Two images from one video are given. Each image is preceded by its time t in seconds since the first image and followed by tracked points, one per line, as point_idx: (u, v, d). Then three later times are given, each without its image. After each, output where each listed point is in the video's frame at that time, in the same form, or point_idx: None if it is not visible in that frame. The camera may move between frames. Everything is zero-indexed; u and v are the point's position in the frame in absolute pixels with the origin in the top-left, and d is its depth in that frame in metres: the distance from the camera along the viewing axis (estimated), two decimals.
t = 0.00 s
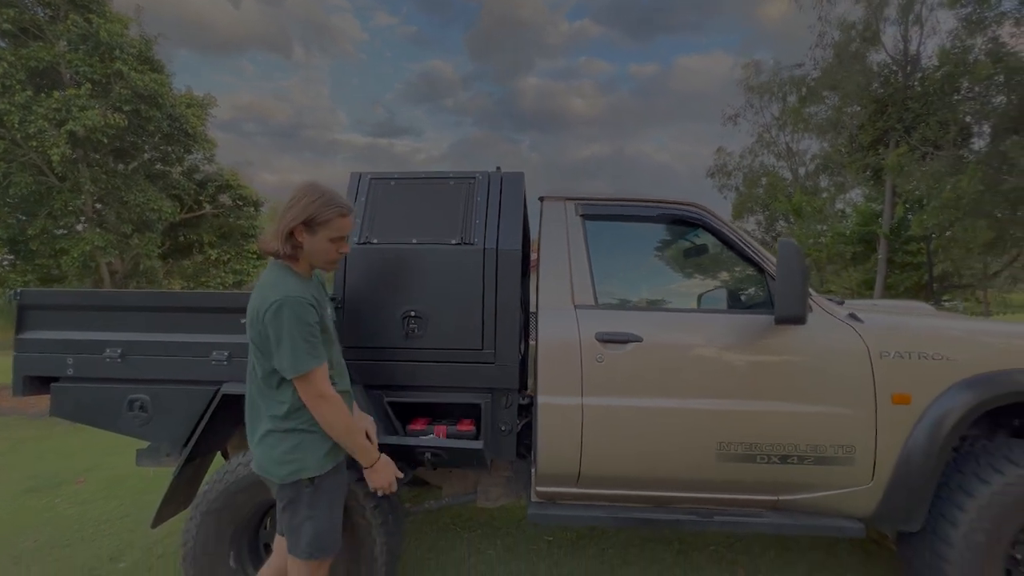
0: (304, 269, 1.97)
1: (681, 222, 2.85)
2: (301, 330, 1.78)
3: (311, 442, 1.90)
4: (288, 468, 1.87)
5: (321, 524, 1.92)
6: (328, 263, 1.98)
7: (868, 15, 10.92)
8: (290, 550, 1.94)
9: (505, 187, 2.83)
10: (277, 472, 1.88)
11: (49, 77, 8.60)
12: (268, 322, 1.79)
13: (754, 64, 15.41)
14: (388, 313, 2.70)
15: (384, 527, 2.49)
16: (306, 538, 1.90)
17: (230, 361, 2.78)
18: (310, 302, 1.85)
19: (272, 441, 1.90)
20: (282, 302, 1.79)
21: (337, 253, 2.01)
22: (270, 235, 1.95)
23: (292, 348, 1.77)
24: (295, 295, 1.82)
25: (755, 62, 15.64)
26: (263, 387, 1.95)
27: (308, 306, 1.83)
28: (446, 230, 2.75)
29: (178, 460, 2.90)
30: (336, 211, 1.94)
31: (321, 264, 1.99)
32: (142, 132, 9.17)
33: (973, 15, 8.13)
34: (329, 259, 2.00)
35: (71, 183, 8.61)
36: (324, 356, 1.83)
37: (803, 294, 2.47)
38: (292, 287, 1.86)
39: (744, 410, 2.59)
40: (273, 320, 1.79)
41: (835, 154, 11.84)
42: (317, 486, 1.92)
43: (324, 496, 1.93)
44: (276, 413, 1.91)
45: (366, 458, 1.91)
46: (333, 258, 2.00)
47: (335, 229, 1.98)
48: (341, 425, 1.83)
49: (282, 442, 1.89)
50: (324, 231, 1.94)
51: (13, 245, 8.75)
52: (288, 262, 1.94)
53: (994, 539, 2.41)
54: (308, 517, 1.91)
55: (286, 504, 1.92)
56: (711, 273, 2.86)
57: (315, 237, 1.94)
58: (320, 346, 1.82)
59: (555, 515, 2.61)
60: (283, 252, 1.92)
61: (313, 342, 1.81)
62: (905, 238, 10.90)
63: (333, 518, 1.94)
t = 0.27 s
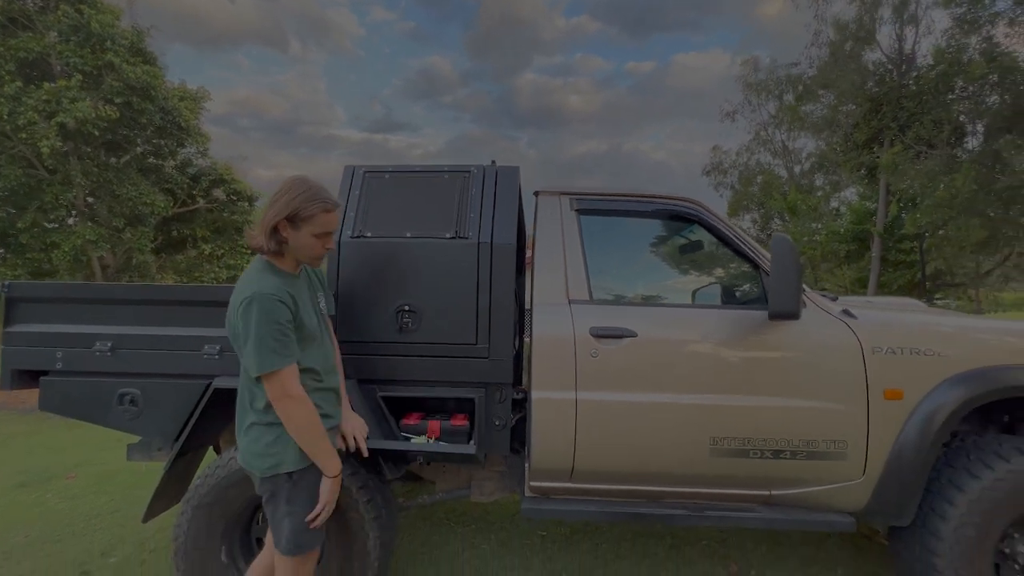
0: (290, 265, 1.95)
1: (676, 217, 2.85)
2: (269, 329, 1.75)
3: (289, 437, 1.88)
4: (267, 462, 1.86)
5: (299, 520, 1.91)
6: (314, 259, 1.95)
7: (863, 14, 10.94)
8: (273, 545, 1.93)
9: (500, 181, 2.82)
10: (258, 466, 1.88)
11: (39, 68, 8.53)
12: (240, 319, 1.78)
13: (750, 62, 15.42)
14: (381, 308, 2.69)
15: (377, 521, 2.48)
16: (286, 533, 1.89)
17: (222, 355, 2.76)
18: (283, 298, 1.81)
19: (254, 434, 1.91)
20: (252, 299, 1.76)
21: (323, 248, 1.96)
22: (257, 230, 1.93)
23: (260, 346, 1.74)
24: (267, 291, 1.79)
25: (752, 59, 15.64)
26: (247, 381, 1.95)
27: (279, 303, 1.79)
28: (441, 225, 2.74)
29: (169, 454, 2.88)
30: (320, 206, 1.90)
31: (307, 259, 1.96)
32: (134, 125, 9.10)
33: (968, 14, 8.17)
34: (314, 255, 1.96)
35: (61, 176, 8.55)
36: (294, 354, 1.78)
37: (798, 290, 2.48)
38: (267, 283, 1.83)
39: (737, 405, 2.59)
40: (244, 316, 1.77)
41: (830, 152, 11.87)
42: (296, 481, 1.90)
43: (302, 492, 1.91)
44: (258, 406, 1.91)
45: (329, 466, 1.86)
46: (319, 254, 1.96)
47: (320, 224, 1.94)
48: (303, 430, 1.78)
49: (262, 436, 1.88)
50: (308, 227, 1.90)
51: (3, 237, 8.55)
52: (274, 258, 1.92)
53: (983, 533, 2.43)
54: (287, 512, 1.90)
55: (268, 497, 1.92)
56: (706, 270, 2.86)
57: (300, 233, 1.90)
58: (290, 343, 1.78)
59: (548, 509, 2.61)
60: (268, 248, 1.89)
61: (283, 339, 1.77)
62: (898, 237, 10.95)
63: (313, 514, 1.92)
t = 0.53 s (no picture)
0: (284, 263, 1.95)
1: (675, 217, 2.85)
2: (248, 330, 1.74)
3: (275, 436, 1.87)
4: (254, 460, 1.86)
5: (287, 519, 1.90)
6: (307, 257, 1.95)
7: (861, 17, 10.97)
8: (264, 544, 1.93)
9: (499, 181, 2.82)
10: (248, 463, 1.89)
11: (37, 66, 8.51)
12: (224, 319, 1.78)
13: (749, 64, 15.46)
14: (380, 306, 2.68)
15: (375, 521, 2.47)
16: (274, 533, 1.88)
17: (220, 353, 2.76)
18: (265, 298, 1.80)
19: (246, 431, 1.92)
20: (233, 300, 1.76)
21: (316, 246, 1.95)
22: (251, 228, 1.94)
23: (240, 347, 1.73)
24: (249, 291, 1.78)
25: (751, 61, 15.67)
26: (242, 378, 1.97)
27: (261, 303, 1.78)
28: (440, 224, 2.74)
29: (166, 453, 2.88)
30: (310, 205, 1.88)
31: (301, 257, 1.96)
32: (132, 123, 9.08)
33: (965, 18, 8.20)
34: (307, 253, 1.95)
35: (59, 174, 8.53)
36: (273, 355, 1.76)
37: (796, 291, 2.48)
38: (252, 283, 1.82)
39: (735, 405, 2.60)
40: (227, 316, 1.77)
41: (828, 154, 11.89)
42: (284, 480, 1.89)
43: (291, 491, 1.90)
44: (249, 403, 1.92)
45: (313, 468, 1.82)
46: (312, 252, 1.95)
47: (312, 222, 1.92)
48: (283, 432, 1.75)
49: (251, 434, 1.89)
50: (298, 225, 1.89)
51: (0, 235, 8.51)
52: (267, 256, 1.93)
53: (979, 533, 2.44)
54: (275, 512, 1.89)
55: (258, 494, 1.92)
56: (704, 270, 2.87)
57: (291, 232, 1.89)
58: (270, 343, 1.76)
59: (546, 509, 2.61)
60: (261, 247, 1.90)
61: (263, 340, 1.75)
62: (896, 238, 10.98)
63: (301, 513, 1.91)
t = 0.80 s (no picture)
0: (284, 264, 1.95)
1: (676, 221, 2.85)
2: (253, 331, 1.74)
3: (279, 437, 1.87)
4: (257, 461, 1.86)
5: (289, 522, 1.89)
6: (307, 258, 1.95)
7: (861, 21, 10.99)
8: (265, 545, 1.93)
9: (501, 183, 2.82)
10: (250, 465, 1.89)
11: (40, 67, 8.53)
12: (228, 321, 1.78)
13: (750, 68, 15.49)
14: (381, 308, 2.68)
15: (375, 523, 2.47)
16: (276, 535, 1.88)
17: (222, 354, 2.75)
18: (270, 300, 1.80)
19: (249, 433, 1.92)
20: (238, 302, 1.76)
21: (316, 247, 1.95)
22: (251, 230, 1.94)
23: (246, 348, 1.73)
24: (253, 293, 1.78)
25: (752, 64, 15.70)
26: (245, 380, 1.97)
27: (265, 305, 1.78)
28: (441, 226, 2.74)
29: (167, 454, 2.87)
30: (309, 205, 1.88)
31: (301, 259, 1.95)
32: (135, 123, 9.10)
33: (966, 23, 8.21)
34: (307, 254, 1.95)
35: (61, 174, 8.54)
36: (279, 356, 1.76)
37: (798, 294, 2.48)
38: (255, 285, 1.82)
39: (737, 409, 2.60)
40: (231, 319, 1.77)
41: (829, 158, 11.90)
42: (286, 482, 1.89)
43: (292, 493, 1.90)
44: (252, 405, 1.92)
45: (317, 469, 1.82)
46: (312, 253, 1.95)
47: (311, 223, 1.92)
48: (288, 433, 1.75)
49: (254, 436, 1.89)
50: (298, 226, 1.89)
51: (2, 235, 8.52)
52: (267, 257, 1.93)
53: (982, 539, 2.43)
54: (277, 513, 1.89)
55: (261, 496, 1.91)
56: (706, 273, 2.87)
57: (290, 233, 1.89)
58: (276, 345, 1.76)
59: (547, 512, 2.61)
60: (261, 248, 1.90)
61: (268, 341, 1.75)
62: (896, 242, 10.98)
63: (303, 515, 1.91)
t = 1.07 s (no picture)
0: (291, 265, 1.95)
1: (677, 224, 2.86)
2: (263, 330, 1.75)
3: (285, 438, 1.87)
4: (262, 462, 1.87)
5: (294, 522, 1.90)
6: (314, 258, 1.96)
7: (861, 26, 11.02)
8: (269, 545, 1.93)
9: (502, 186, 2.83)
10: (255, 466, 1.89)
11: (43, 68, 8.54)
12: (237, 322, 1.79)
13: (750, 71, 15.53)
14: (382, 311, 2.69)
15: (376, 525, 2.47)
16: (281, 536, 1.89)
17: (223, 356, 2.76)
18: (278, 300, 1.81)
19: (253, 434, 1.92)
20: (247, 302, 1.76)
21: (322, 246, 1.97)
22: (255, 233, 1.94)
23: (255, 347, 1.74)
24: (262, 294, 1.79)
25: (752, 68, 15.75)
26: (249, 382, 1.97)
27: (274, 306, 1.79)
28: (442, 229, 2.75)
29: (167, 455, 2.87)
30: (316, 203, 1.91)
31: (308, 258, 1.97)
32: (136, 125, 9.12)
33: (965, 28, 8.24)
34: (314, 253, 1.96)
35: (63, 175, 8.55)
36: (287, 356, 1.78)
37: (797, 298, 2.49)
38: (263, 285, 1.83)
39: (737, 412, 2.60)
40: (240, 319, 1.78)
41: (829, 162, 11.92)
42: (291, 483, 1.90)
43: (296, 495, 1.91)
44: (257, 407, 1.93)
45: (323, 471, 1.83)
46: (319, 252, 1.97)
47: (317, 221, 1.95)
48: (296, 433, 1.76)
49: (259, 437, 1.89)
50: (305, 225, 1.91)
51: (3, 236, 8.52)
52: (275, 259, 1.93)
53: (981, 544, 2.43)
54: (282, 514, 1.90)
55: (266, 497, 1.92)
56: (706, 277, 2.87)
57: (297, 232, 1.91)
58: (285, 346, 1.78)
59: (547, 515, 2.61)
60: (268, 250, 1.90)
61: (277, 342, 1.77)
62: (897, 246, 10.99)
63: (306, 517, 1.92)
